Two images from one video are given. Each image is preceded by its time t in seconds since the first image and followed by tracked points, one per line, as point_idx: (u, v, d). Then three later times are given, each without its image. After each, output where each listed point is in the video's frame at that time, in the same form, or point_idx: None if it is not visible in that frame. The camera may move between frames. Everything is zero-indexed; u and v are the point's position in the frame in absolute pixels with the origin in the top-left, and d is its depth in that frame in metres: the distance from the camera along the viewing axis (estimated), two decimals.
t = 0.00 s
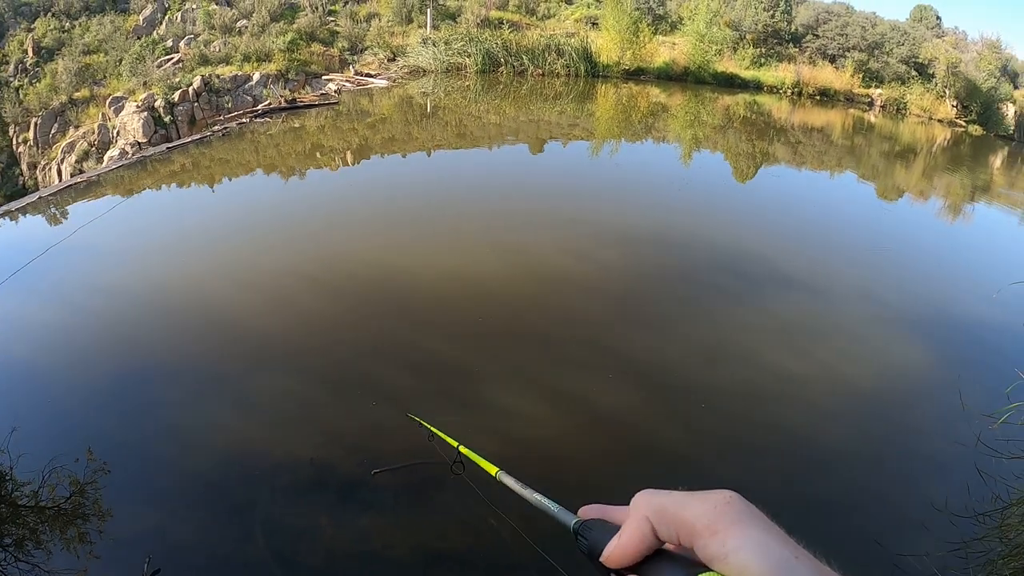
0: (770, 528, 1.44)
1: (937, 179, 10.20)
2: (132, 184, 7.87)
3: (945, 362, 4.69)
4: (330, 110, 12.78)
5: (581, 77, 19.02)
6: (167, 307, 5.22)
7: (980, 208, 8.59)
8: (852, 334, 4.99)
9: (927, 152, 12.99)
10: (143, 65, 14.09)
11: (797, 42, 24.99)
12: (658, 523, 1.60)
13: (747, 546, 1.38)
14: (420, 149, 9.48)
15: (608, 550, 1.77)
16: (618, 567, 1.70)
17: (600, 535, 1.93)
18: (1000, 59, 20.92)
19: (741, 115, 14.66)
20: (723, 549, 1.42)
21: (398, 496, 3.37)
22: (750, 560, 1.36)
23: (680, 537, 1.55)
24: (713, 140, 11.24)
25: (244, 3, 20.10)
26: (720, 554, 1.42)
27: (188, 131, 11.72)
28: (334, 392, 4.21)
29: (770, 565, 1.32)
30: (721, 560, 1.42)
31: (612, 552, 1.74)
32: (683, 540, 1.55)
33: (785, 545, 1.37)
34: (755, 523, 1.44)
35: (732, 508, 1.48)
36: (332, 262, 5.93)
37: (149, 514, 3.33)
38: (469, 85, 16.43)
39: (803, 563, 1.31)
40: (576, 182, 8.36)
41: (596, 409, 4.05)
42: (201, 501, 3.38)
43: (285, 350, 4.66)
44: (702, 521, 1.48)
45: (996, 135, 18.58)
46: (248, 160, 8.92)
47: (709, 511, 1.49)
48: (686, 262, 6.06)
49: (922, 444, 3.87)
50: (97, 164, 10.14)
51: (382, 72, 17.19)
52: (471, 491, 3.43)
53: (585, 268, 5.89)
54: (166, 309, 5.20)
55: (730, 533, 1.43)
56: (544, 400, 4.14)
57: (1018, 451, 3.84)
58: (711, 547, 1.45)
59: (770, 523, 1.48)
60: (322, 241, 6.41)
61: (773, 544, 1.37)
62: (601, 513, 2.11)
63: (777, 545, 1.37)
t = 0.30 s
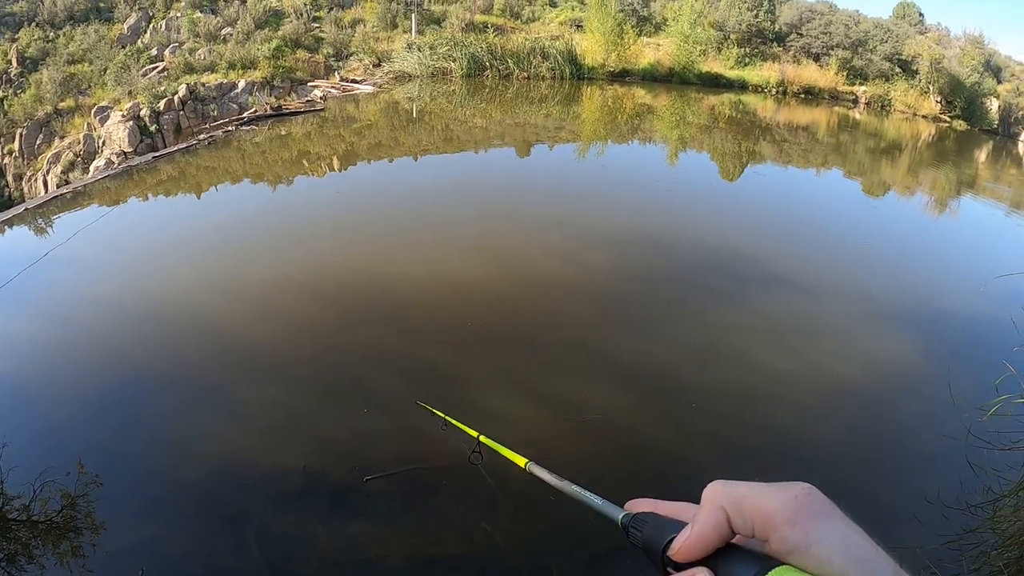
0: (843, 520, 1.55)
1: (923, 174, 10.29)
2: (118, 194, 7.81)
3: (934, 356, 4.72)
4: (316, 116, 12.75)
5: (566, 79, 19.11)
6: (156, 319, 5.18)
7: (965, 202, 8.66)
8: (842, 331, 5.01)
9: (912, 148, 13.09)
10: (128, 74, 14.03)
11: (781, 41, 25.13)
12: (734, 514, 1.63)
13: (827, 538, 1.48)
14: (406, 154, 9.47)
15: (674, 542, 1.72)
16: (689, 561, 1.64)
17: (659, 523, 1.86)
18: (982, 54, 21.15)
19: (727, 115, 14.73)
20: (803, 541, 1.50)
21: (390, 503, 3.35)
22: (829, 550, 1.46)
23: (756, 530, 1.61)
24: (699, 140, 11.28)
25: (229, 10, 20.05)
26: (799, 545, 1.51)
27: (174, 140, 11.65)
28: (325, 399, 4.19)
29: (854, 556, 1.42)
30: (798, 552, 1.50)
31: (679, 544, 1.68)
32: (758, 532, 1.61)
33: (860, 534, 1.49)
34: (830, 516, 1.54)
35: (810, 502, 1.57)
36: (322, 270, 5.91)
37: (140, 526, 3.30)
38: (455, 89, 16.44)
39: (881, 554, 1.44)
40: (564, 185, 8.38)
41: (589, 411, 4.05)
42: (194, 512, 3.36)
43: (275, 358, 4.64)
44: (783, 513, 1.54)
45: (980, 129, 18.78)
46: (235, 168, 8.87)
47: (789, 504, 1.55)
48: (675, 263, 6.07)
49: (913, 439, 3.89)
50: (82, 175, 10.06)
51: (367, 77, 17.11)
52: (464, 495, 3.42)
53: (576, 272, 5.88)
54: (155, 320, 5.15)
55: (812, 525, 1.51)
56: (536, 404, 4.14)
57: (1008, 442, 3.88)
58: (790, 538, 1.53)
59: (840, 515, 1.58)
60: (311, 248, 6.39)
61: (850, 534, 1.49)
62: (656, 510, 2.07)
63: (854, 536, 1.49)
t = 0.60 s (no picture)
0: (878, 482, 1.42)
1: (912, 169, 10.35)
2: (108, 202, 7.76)
3: (926, 349, 4.75)
4: (305, 121, 12.72)
5: (555, 80, 19.17)
6: (148, 326, 5.16)
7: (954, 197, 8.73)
8: (835, 327, 5.03)
9: (901, 143, 13.17)
10: (116, 82, 13.99)
11: (769, 39, 25.18)
12: (769, 476, 1.47)
13: (865, 501, 1.34)
14: (395, 158, 9.45)
15: (713, 504, 1.55)
16: (726, 527, 1.49)
17: (698, 483, 1.69)
18: (969, 49, 21.31)
19: (716, 113, 14.78)
20: (837, 505, 1.36)
21: (387, 506, 3.35)
22: (865, 515, 1.33)
23: (790, 492, 1.45)
24: (689, 139, 11.30)
25: (217, 16, 20.00)
26: (832, 509, 1.37)
27: (163, 147, 11.57)
28: (319, 404, 4.19)
29: (887, 523, 1.31)
30: (833, 515, 1.37)
31: (717, 508, 1.52)
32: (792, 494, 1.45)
33: (893, 498, 1.37)
34: (867, 477, 1.40)
35: (847, 463, 1.41)
36: (314, 275, 5.90)
37: (136, 535, 3.28)
38: (445, 92, 16.42)
39: (911, 519, 1.34)
40: (555, 185, 8.39)
41: (583, 410, 4.06)
42: (189, 519, 3.34)
43: (269, 364, 4.62)
44: (819, 474, 1.39)
45: (968, 124, 18.94)
46: (225, 175, 8.85)
47: (825, 465, 1.40)
48: (668, 262, 6.09)
49: (907, 432, 3.90)
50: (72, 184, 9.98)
51: (356, 81, 17.05)
52: (461, 496, 3.42)
53: (568, 271, 5.90)
54: (147, 328, 5.13)
55: (848, 488, 1.37)
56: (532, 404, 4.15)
57: (1001, 433, 3.90)
58: (824, 502, 1.38)
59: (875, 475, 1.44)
60: (303, 253, 6.37)
61: (883, 497, 1.37)
62: (696, 469, 1.88)
63: (888, 499, 1.36)
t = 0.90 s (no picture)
0: (873, 500, 1.42)
1: (910, 169, 10.38)
2: (106, 205, 7.75)
3: (924, 349, 4.75)
4: (303, 124, 12.72)
5: (552, 82, 19.20)
6: (146, 328, 5.16)
7: (952, 197, 8.75)
8: (832, 327, 5.03)
9: (899, 143, 13.21)
10: (114, 84, 14.00)
11: (766, 41, 25.21)
12: (765, 498, 1.47)
13: (859, 520, 1.35)
14: (393, 160, 9.47)
15: (710, 527, 1.57)
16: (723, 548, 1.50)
17: (698, 504, 1.70)
18: (966, 49, 21.39)
19: (713, 114, 14.80)
20: (831, 524, 1.36)
21: (385, 508, 3.34)
22: (858, 534, 1.33)
23: (786, 513, 1.45)
24: (687, 140, 11.32)
25: (214, 19, 20.00)
26: (826, 528, 1.37)
27: (162, 149, 11.54)
28: (317, 406, 4.18)
29: (881, 540, 1.30)
30: (828, 535, 1.36)
31: (713, 531, 1.54)
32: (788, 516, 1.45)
33: (889, 517, 1.36)
34: (861, 497, 1.41)
35: (842, 484, 1.42)
36: (313, 276, 5.90)
37: (134, 539, 3.27)
38: (442, 94, 16.44)
39: (907, 538, 1.32)
40: (552, 187, 8.40)
41: (581, 411, 4.05)
42: (187, 522, 3.33)
43: (267, 366, 4.62)
44: (812, 495, 1.40)
45: (965, 124, 19.02)
46: (222, 177, 8.84)
47: (819, 485, 1.41)
48: (666, 262, 6.08)
49: (906, 431, 3.91)
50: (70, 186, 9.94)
51: (354, 83, 17.07)
52: (459, 498, 3.42)
53: (566, 272, 5.90)
54: (145, 330, 5.12)
55: (841, 508, 1.37)
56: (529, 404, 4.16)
57: (999, 433, 3.90)
58: (818, 522, 1.38)
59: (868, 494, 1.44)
60: (301, 255, 6.37)
61: (878, 516, 1.36)
62: (696, 490, 1.87)
63: (883, 518, 1.35)
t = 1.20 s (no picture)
0: (873, 486, 1.43)
1: (906, 164, 10.39)
2: (102, 206, 7.74)
3: (920, 342, 4.77)
4: (299, 122, 12.70)
5: (548, 79, 19.18)
6: (142, 328, 5.15)
7: (948, 191, 8.77)
8: (829, 321, 5.03)
9: (895, 138, 13.24)
10: (109, 85, 13.97)
11: (762, 36, 25.20)
12: (766, 485, 1.44)
13: (861, 508, 1.36)
14: (390, 158, 9.46)
15: (712, 514, 1.54)
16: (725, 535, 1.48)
17: (700, 490, 1.69)
18: (962, 44, 21.44)
19: (709, 111, 14.80)
20: (833, 512, 1.37)
21: (384, 505, 3.35)
22: (860, 521, 1.34)
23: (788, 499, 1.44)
24: (683, 137, 11.31)
25: (209, 18, 19.93)
26: (829, 516, 1.38)
27: (158, 149, 11.52)
28: (315, 404, 4.18)
29: (882, 529, 1.33)
30: (829, 523, 1.37)
31: (715, 518, 1.51)
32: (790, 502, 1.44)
33: (888, 502, 1.39)
34: (862, 483, 1.41)
35: (842, 470, 1.42)
36: (310, 275, 5.89)
37: (133, 539, 3.27)
38: (439, 92, 16.42)
39: (905, 523, 1.37)
40: (549, 183, 8.39)
41: (578, 407, 4.06)
42: (187, 522, 3.33)
43: (265, 365, 4.61)
44: (815, 483, 1.39)
45: (961, 118, 19.07)
46: (218, 177, 8.82)
47: (820, 473, 1.40)
48: (663, 259, 6.08)
49: (903, 424, 3.92)
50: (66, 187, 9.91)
51: (350, 82, 17.03)
52: (457, 494, 3.42)
53: (563, 269, 5.89)
54: (142, 331, 5.11)
55: (843, 496, 1.37)
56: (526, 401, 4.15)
57: (995, 427, 3.94)
58: (821, 509, 1.38)
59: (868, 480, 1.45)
60: (298, 254, 6.36)
61: (878, 502, 1.38)
62: (697, 474, 1.86)
63: (882, 504, 1.38)
